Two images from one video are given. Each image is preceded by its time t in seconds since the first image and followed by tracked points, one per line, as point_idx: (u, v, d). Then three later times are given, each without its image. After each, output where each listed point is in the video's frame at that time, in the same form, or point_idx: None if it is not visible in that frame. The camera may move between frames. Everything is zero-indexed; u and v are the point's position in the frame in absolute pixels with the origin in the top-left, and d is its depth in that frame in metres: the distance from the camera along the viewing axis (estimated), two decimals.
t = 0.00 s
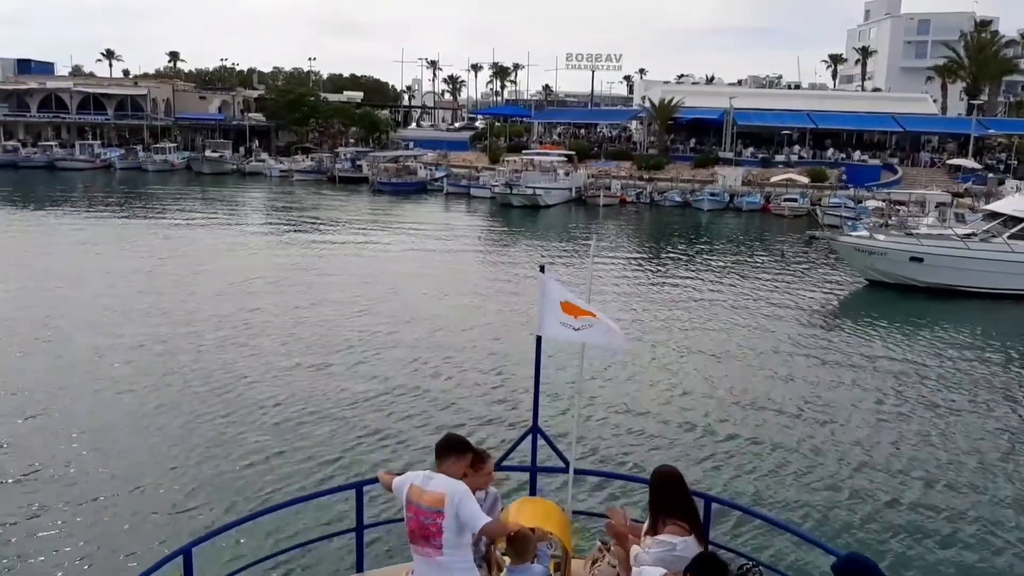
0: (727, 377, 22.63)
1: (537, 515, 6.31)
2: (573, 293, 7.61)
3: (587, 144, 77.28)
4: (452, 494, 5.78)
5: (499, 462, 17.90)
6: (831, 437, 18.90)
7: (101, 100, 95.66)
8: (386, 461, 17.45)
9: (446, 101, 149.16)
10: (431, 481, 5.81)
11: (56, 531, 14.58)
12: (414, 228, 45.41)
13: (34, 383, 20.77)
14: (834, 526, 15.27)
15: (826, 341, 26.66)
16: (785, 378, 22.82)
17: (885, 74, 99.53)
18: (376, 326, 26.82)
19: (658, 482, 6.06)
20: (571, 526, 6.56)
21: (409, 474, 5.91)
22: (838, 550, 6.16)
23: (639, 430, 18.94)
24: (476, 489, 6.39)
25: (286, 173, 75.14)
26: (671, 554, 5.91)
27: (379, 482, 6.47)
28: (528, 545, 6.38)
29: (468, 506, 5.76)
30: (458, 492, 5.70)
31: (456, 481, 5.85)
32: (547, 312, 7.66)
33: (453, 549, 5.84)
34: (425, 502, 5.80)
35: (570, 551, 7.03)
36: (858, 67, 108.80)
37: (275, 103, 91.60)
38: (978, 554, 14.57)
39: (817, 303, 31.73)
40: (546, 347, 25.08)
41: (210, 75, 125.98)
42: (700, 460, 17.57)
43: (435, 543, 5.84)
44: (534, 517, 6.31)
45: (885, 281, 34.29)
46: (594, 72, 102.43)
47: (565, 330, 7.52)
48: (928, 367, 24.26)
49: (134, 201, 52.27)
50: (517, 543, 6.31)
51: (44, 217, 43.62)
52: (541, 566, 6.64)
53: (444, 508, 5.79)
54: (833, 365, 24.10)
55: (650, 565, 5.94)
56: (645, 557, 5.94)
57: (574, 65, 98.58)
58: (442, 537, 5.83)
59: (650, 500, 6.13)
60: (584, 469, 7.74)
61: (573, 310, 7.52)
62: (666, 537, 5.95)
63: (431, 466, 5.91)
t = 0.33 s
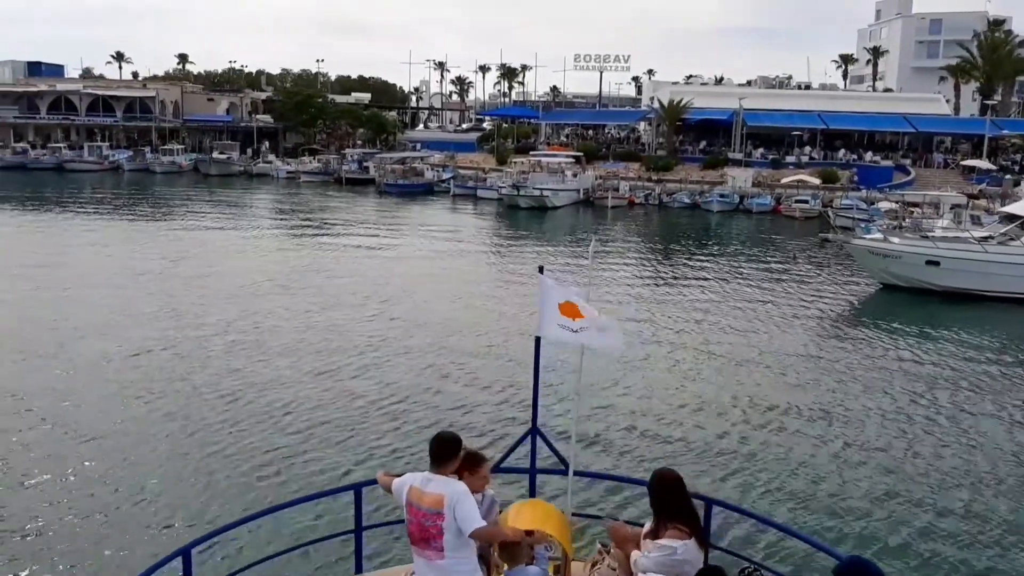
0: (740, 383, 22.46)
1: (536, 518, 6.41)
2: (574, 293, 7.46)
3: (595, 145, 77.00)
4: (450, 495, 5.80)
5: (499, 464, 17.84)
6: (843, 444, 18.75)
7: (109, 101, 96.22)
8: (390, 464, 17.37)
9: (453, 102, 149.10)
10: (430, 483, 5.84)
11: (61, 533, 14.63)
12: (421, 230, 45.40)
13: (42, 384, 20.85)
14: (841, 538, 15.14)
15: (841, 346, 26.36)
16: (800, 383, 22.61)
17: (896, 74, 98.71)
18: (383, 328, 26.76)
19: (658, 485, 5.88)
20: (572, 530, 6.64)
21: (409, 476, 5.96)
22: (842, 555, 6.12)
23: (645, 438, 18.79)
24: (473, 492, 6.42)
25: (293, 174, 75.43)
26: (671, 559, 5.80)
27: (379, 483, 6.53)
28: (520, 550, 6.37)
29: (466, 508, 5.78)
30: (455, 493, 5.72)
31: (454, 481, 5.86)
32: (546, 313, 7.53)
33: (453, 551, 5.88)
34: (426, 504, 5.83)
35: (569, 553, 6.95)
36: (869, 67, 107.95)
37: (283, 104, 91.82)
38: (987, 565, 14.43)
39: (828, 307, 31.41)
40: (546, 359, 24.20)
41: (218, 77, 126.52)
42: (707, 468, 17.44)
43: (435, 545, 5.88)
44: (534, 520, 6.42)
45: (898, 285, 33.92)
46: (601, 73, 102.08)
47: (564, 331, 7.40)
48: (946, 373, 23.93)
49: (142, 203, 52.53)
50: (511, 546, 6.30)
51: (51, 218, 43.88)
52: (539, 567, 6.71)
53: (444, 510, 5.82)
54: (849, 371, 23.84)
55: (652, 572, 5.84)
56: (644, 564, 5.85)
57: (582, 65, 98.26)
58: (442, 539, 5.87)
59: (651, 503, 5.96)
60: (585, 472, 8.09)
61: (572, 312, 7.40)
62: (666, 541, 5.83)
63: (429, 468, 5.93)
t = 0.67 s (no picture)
0: (752, 387, 22.22)
1: (535, 519, 7.08)
2: (567, 297, 8.01)
3: (603, 147, 76.71)
4: (448, 496, 5.88)
5: (495, 465, 17.86)
6: (851, 449, 18.54)
7: (118, 103, 96.84)
8: (390, 465, 17.30)
9: (461, 104, 149.05)
10: (429, 484, 5.92)
11: (60, 529, 14.65)
12: (428, 232, 45.33)
13: (46, 383, 20.95)
14: (846, 541, 14.98)
15: (854, 350, 26.06)
16: (813, 388, 22.35)
17: (909, 74, 97.80)
18: (387, 329, 26.67)
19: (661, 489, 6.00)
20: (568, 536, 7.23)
21: (407, 478, 6.04)
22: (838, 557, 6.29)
23: (648, 441, 18.63)
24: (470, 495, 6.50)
25: (301, 175, 75.60)
26: (670, 560, 5.95)
27: (378, 486, 6.61)
28: (511, 551, 6.60)
29: (464, 509, 5.88)
30: (452, 494, 5.80)
31: (452, 482, 5.93)
32: (543, 316, 7.96)
33: (451, 552, 5.98)
34: (425, 505, 5.93)
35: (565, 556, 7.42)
36: (881, 67, 107.04)
37: (291, 106, 92.12)
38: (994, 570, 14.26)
39: (841, 311, 31.07)
40: (541, 355, 24.37)
41: (227, 79, 127.10)
42: (711, 471, 17.29)
43: (434, 546, 5.99)
44: (532, 521, 7.08)
45: (914, 289, 33.51)
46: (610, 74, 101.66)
47: (563, 329, 7.84)
48: (962, 379, 23.57)
49: (149, 204, 52.79)
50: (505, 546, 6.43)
51: (60, 220, 44.21)
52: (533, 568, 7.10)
53: (443, 511, 5.92)
54: (863, 375, 23.55)
55: (651, 572, 5.99)
56: (642, 564, 6.00)
57: (591, 66, 97.94)
58: (441, 540, 5.98)
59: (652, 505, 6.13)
60: (579, 473, 8.18)
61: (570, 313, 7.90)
62: (666, 543, 5.98)
63: (427, 469, 6.00)
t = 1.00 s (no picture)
0: (766, 393, 21.95)
1: (534, 521, 7.13)
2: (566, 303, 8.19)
3: (612, 148, 76.38)
4: (449, 498, 5.85)
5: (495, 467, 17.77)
6: (863, 456, 18.34)
7: (128, 105, 97.36)
8: (394, 467, 17.24)
9: (470, 105, 148.86)
10: (428, 487, 5.87)
11: (72, 526, 14.80)
12: (437, 235, 45.26)
13: (53, 384, 21.00)
14: (855, 550, 14.81)
15: (873, 357, 25.66)
16: (830, 395, 22.03)
17: (922, 75, 96.76)
18: (394, 331, 26.57)
19: (670, 496, 6.29)
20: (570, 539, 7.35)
21: (405, 480, 5.99)
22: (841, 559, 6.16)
23: (656, 446, 18.46)
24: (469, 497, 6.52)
25: (308, 177, 75.77)
26: (678, 565, 6.26)
27: (376, 488, 6.56)
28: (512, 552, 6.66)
29: (465, 511, 5.86)
30: (452, 496, 5.77)
31: (451, 484, 5.89)
32: (541, 320, 8.20)
33: (453, 554, 5.96)
34: (424, 507, 5.89)
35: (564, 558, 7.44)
36: (894, 67, 106.00)
37: (299, 108, 92.38)
38: None
39: (856, 315, 30.66)
40: (541, 357, 24.24)
41: (236, 80, 127.64)
42: (718, 478, 17.14)
43: (434, 549, 5.96)
44: (531, 524, 7.11)
45: (932, 293, 32.99)
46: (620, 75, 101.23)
47: (559, 336, 8.05)
48: (983, 386, 23.15)
49: (157, 207, 52.98)
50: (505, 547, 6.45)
51: (68, 223, 44.43)
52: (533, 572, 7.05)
53: (443, 513, 5.89)
54: (882, 383, 23.18)
55: None
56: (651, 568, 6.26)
57: (600, 67, 97.56)
58: (442, 543, 5.95)
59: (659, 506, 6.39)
60: (581, 475, 8.21)
61: (567, 320, 8.09)
62: (674, 548, 6.29)
63: (426, 472, 5.95)
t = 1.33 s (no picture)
0: (780, 399, 21.61)
1: (536, 524, 7.37)
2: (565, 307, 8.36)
3: (624, 150, 75.94)
4: (451, 500, 5.77)
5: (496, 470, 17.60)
6: (876, 462, 18.02)
7: (139, 107, 97.92)
8: (402, 469, 17.16)
9: (481, 106, 148.67)
10: (431, 490, 5.78)
11: (77, 525, 14.78)
12: (447, 238, 45.07)
13: (61, 385, 21.01)
14: (869, 557, 14.54)
15: (891, 362, 25.23)
16: (846, 400, 21.66)
17: (939, 76, 95.56)
18: (403, 334, 26.46)
19: (675, 502, 6.51)
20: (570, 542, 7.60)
21: (408, 482, 5.88)
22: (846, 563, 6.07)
23: (667, 450, 18.29)
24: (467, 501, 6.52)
25: (319, 179, 75.94)
26: (680, 567, 6.55)
27: (377, 491, 6.45)
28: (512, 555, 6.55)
29: (466, 513, 5.77)
30: (456, 499, 5.69)
31: (454, 486, 5.82)
32: (542, 318, 8.29)
33: (455, 557, 5.87)
34: (427, 509, 5.80)
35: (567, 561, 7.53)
36: (910, 68, 104.89)
37: (311, 110, 92.63)
38: None
39: (874, 320, 30.13)
40: (542, 363, 23.75)
41: (248, 83, 128.22)
42: (727, 483, 16.88)
43: (437, 552, 5.85)
44: (534, 526, 7.37)
45: (952, 297, 32.38)
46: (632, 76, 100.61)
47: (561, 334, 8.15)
48: (1004, 393, 22.72)
49: (167, 209, 53.21)
50: (507, 551, 6.42)
51: (79, 225, 44.65)
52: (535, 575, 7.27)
53: (444, 515, 5.80)
54: (901, 388, 22.76)
55: None
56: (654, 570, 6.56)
57: (612, 69, 97.10)
58: (444, 545, 5.85)
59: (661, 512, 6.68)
60: (585, 478, 8.18)
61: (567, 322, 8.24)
62: (676, 552, 6.56)
63: (428, 475, 5.86)
